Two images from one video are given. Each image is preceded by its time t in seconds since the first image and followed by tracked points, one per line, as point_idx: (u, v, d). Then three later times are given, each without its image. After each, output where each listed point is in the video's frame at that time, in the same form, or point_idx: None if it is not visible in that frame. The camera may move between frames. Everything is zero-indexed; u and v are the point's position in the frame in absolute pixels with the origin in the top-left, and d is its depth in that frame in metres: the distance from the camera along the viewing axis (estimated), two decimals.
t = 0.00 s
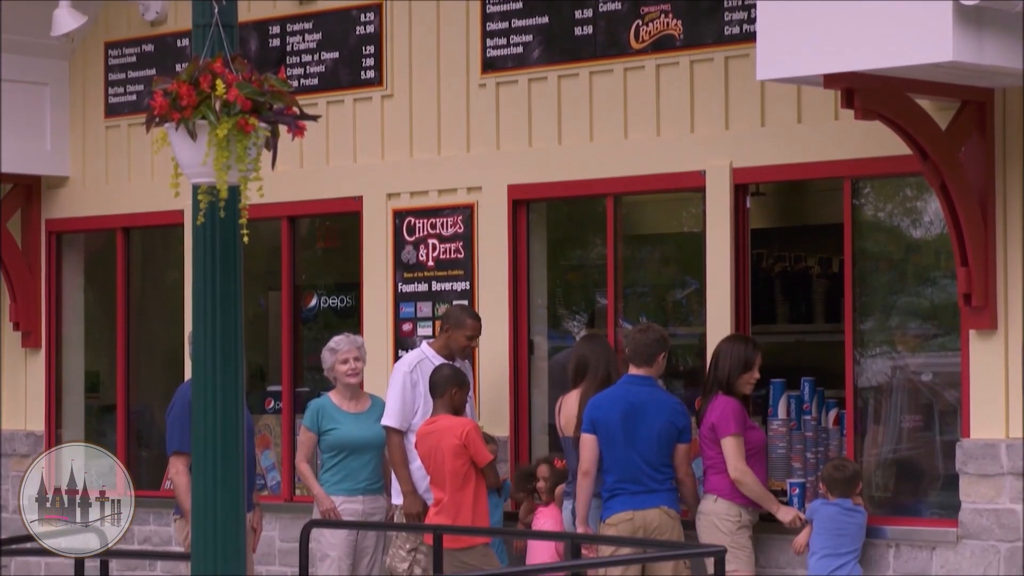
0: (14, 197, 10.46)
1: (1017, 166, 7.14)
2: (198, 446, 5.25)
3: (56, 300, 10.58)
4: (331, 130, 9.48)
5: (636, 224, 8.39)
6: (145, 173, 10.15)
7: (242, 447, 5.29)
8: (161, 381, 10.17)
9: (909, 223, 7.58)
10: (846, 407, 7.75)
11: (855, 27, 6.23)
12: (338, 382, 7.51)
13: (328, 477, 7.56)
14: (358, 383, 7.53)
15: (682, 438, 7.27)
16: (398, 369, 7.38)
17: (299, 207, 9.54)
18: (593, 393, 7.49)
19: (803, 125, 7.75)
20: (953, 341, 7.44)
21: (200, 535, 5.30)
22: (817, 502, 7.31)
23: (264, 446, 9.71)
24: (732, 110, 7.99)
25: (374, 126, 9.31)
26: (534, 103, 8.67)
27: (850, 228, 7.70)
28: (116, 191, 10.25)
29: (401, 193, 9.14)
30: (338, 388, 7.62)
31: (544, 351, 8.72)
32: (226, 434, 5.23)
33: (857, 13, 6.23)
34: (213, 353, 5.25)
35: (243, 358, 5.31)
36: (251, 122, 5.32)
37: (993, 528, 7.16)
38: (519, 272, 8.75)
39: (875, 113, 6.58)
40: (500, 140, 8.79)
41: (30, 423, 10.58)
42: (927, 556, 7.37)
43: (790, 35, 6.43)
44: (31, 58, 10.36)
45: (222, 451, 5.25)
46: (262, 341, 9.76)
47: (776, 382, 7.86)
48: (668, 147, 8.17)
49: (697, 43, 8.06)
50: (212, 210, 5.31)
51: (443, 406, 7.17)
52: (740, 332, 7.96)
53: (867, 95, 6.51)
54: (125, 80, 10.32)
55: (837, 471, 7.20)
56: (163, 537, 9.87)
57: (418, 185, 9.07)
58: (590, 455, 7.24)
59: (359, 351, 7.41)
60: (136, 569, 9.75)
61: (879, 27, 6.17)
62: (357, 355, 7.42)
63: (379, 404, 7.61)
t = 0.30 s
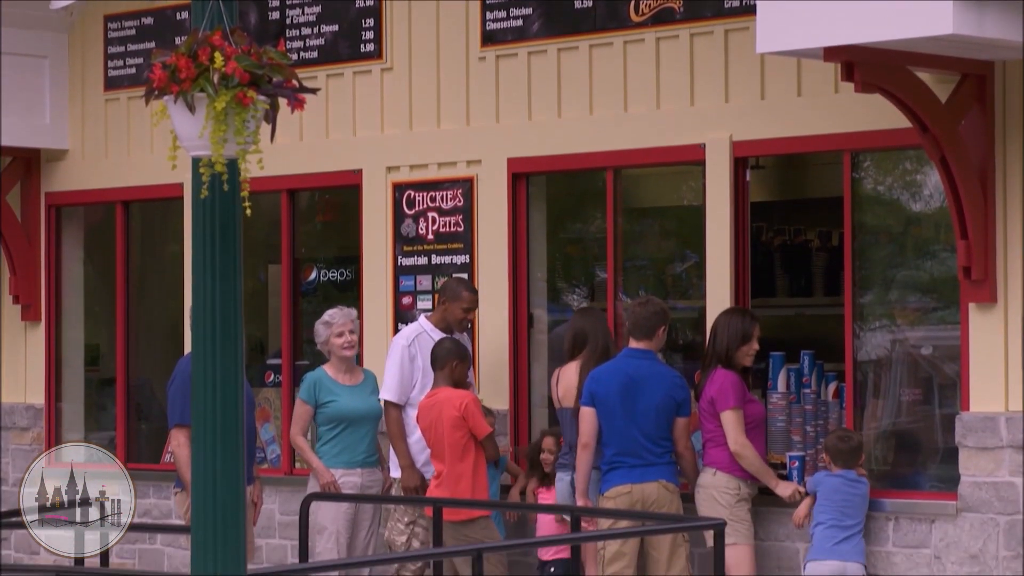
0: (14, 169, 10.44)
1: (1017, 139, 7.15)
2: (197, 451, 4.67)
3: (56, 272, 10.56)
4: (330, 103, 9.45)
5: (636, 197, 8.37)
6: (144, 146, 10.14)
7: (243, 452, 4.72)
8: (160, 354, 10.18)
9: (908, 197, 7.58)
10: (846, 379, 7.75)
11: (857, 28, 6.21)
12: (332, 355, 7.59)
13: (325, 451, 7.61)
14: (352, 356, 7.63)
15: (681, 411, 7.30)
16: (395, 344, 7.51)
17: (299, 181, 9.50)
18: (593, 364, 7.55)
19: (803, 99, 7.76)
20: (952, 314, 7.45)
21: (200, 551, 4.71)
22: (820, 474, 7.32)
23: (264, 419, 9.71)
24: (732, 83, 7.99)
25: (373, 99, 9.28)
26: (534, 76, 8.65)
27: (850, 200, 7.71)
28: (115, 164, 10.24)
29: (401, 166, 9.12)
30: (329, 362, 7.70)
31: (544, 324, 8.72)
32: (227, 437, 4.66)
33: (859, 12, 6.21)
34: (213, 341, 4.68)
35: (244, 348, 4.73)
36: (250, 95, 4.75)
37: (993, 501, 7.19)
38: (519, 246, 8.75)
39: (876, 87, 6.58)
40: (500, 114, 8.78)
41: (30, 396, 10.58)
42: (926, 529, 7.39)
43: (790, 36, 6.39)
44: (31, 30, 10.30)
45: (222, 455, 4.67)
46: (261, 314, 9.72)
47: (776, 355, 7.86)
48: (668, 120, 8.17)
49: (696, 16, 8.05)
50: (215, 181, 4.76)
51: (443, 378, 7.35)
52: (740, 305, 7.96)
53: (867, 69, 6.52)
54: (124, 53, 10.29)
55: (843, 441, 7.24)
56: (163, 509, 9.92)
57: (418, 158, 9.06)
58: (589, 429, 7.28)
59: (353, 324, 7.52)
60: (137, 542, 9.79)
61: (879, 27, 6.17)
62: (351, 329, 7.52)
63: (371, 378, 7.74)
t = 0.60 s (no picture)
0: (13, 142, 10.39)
1: (1016, 113, 7.16)
2: (196, 426, 4.65)
3: (55, 245, 10.51)
4: (330, 77, 9.41)
5: (636, 170, 8.37)
6: (144, 120, 10.13)
7: (243, 427, 4.70)
8: (160, 327, 10.17)
9: (907, 170, 7.60)
10: (846, 353, 7.75)
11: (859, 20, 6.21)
12: (326, 329, 7.84)
13: (322, 425, 7.86)
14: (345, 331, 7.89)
15: (680, 384, 7.34)
16: (394, 318, 7.75)
17: (298, 154, 9.46)
18: (585, 334, 7.73)
19: (802, 72, 7.78)
20: (952, 288, 7.46)
21: (200, 527, 4.68)
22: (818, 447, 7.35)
23: (264, 393, 9.71)
24: (732, 56, 8.01)
25: (373, 72, 9.25)
26: (534, 50, 8.64)
27: (850, 174, 7.71)
28: (116, 138, 10.22)
29: (400, 140, 9.10)
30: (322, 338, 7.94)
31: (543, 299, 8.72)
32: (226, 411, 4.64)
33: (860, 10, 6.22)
34: (212, 314, 4.67)
35: (243, 323, 4.72)
36: (250, 69, 4.72)
37: (992, 474, 7.21)
38: (519, 221, 8.73)
39: (876, 60, 6.58)
40: (500, 88, 8.77)
41: (30, 369, 10.56)
42: (925, 503, 7.41)
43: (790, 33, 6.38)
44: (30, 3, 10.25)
45: (222, 429, 4.65)
46: (261, 288, 9.68)
47: (776, 329, 7.88)
48: (668, 94, 8.17)
49: None
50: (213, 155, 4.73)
51: (443, 352, 7.48)
52: (740, 280, 7.96)
53: (868, 41, 6.53)
54: (123, 26, 10.25)
55: (841, 416, 7.30)
56: (164, 483, 9.95)
57: (418, 131, 9.03)
58: (588, 402, 7.34)
59: (346, 298, 7.77)
60: (137, 515, 9.82)
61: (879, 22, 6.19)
62: (346, 303, 7.77)
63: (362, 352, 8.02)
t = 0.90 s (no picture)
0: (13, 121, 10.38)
1: (1016, 91, 7.16)
2: (196, 404, 4.66)
3: (55, 223, 10.49)
4: (329, 55, 9.39)
5: (636, 149, 8.36)
6: (144, 98, 10.12)
7: (243, 405, 4.71)
8: (160, 305, 10.18)
9: (907, 148, 7.59)
10: (845, 331, 7.76)
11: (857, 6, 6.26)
12: (321, 309, 7.97)
13: (318, 404, 7.97)
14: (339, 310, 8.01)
15: (680, 362, 7.34)
16: (393, 297, 7.79)
17: (297, 132, 9.44)
18: (574, 316, 7.70)
19: (803, 50, 7.77)
20: (951, 267, 7.47)
21: (200, 505, 4.69)
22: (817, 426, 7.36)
23: (264, 370, 9.72)
24: (732, 35, 8.00)
25: (372, 50, 9.24)
26: (534, 28, 8.63)
27: (850, 152, 7.70)
28: (115, 116, 10.22)
29: (400, 118, 9.08)
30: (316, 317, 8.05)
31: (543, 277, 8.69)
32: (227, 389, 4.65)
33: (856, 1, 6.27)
34: (212, 292, 4.67)
35: (243, 301, 4.73)
36: (250, 46, 4.71)
37: (992, 452, 7.22)
38: (519, 199, 8.72)
39: (874, 37, 6.63)
40: (500, 66, 8.75)
41: (30, 348, 10.57)
42: (925, 481, 7.43)
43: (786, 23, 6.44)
44: None
45: (222, 408, 4.66)
46: (261, 266, 9.66)
47: (776, 308, 7.87)
48: (669, 72, 8.17)
49: None
50: (213, 133, 4.73)
51: (443, 330, 7.56)
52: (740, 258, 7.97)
53: (867, 19, 6.60)
54: (123, 4, 10.23)
55: (838, 394, 7.30)
56: (163, 461, 9.97)
57: (418, 109, 9.02)
58: (588, 380, 7.36)
59: (340, 277, 7.92)
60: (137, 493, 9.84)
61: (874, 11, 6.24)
62: (341, 282, 7.93)
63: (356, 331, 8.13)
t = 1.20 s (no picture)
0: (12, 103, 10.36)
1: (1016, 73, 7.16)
2: (197, 386, 4.66)
3: (55, 206, 10.48)
4: (329, 38, 9.38)
5: (636, 131, 8.35)
6: (144, 81, 10.11)
7: (243, 388, 4.72)
8: (160, 288, 10.18)
9: (907, 131, 7.60)
10: (845, 314, 7.77)
11: None
12: (317, 292, 8.02)
13: (313, 388, 8.09)
14: (335, 293, 8.07)
15: (680, 345, 7.35)
16: (389, 283, 7.87)
17: (297, 115, 9.43)
18: (568, 301, 7.72)
19: (803, 33, 7.76)
20: (951, 250, 7.47)
21: (199, 485, 4.70)
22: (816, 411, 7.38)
23: (264, 353, 9.72)
24: (732, 17, 8.00)
25: (372, 33, 9.22)
26: (534, 10, 8.62)
27: (850, 135, 7.70)
28: (114, 98, 10.21)
29: (400, 100, 9.07)
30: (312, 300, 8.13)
31: (544, 261, 8.70)
32: (227, 371, 4.66)
33: None
34: (212, 274, 4.66)
35: (243, 283, 4.74)
36: (251, 29, 4.69)
37: (992, 435, 7.23)
38: (519, 181, 8.71)
39: (876, 20, 6.60)
40: (500, 48, 8.74)
41: (30, 330, 10.57)
42: (925, 463, 7.44)
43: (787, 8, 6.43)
44: None
45: (222, 387, 4.67)
46: (260, 249, 9.65)
47: (776, 290, 7.90)
48: (669, 54, 8.16)
49: None
50: (210, 115, 4.74)
51: (443, 313, 7.57)
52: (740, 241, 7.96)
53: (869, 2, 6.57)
54: None
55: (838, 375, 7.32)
56: (163, 443, 9.99)
57: (418, 92, 9.00)
58: (588, 362, 7.37)
59: (335, 261, 7.92)
60: (137, 475, 9.86)
61: None
62: (337, 265, 7.94)
63: (352, 314, 8.21)
